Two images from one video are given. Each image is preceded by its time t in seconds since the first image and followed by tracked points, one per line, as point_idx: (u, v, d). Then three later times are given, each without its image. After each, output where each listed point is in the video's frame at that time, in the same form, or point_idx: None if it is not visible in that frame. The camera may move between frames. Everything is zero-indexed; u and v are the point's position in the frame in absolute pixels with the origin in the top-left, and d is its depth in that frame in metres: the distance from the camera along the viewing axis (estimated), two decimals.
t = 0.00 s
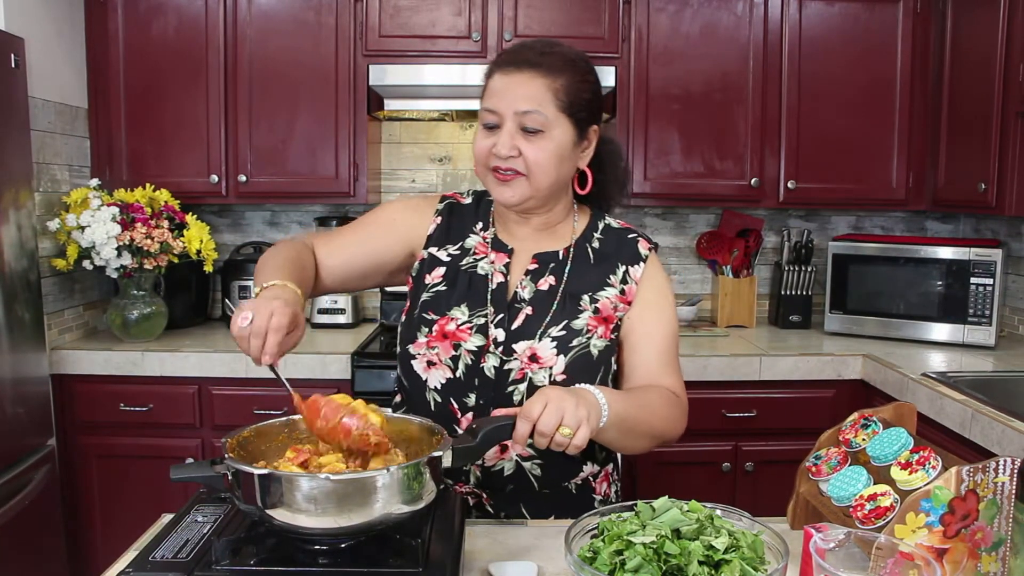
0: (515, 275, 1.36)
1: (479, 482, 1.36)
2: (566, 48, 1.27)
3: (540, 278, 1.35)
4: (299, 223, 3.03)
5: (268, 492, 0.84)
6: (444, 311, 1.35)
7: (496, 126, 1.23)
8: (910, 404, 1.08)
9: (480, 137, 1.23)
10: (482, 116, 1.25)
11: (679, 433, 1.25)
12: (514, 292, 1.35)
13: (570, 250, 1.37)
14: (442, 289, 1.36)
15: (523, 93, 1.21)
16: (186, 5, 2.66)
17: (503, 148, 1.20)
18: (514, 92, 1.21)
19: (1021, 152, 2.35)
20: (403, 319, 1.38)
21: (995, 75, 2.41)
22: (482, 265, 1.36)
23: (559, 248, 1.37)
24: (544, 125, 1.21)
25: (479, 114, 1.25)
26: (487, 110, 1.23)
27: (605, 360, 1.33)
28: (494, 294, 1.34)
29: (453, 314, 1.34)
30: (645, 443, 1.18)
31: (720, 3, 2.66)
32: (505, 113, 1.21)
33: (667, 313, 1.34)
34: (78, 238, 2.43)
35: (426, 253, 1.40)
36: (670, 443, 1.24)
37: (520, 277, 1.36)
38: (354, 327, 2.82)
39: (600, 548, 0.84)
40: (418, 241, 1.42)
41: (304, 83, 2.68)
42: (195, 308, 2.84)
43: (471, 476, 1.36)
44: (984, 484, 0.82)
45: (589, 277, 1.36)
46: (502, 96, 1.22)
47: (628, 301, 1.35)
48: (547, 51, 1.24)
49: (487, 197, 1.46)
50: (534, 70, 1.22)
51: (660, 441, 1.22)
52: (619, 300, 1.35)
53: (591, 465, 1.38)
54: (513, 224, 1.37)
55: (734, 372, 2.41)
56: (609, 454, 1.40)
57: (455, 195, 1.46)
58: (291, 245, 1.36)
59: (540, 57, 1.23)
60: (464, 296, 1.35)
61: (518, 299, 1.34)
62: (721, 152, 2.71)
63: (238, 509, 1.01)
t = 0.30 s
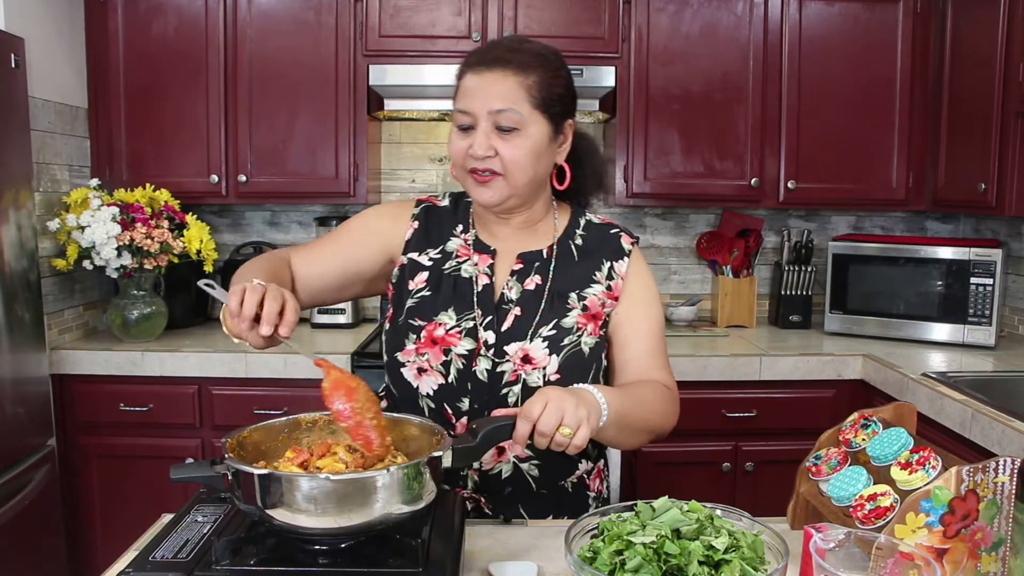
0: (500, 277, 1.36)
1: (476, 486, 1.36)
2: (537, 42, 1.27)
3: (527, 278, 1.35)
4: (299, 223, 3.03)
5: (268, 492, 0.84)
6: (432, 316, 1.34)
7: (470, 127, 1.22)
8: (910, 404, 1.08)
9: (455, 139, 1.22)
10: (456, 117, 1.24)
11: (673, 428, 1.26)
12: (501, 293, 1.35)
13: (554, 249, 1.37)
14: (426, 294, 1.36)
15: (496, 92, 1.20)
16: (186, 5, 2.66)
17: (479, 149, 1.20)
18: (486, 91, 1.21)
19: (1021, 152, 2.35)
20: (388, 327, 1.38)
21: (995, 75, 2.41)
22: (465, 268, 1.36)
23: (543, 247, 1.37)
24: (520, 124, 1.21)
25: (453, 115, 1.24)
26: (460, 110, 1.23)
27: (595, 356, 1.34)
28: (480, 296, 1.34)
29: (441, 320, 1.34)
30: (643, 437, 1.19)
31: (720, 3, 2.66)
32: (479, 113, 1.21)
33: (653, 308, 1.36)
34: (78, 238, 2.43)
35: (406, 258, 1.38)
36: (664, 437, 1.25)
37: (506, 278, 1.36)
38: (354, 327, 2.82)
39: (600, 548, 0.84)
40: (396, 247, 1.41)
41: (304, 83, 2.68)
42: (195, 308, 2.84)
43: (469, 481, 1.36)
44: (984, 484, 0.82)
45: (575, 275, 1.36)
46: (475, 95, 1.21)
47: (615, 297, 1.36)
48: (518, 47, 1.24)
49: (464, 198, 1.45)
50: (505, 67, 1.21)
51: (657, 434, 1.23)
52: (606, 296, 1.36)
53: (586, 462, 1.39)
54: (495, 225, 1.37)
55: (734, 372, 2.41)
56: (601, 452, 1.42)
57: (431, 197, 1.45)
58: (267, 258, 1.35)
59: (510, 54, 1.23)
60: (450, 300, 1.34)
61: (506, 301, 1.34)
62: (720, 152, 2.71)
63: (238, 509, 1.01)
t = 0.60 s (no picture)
0: (487, 281, 1.36)
1: (472, 492, 1.36)
2: (504, 38, 1.26)
3: (514, 281, 1.35)
4: (299, 223, 3.03)
5: (268, 492, 0.84)
6: (420, 324, 1.33)
7: (444, 131, 1.22)
8: (910, 404, 1.08)
9: (430, 143, 1.22)
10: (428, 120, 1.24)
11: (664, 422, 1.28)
12: (489, 297, 1.35)
13: (540, 249, 1.38)
14: (412, 302, 1.35)
15: (467, 94, 1.20)
16: (186, 5, 2.66)
17: (454, 153, 1.20)
18: (458, 94, 1.20)
19: (1020, 152, 2.35)
20: (374, 336, 1.37)
21: (995, 75, 2.41)
22: (451, 273, 1.35)
23: (528, 249, 1.37)
24: (493, 125, 1.21)
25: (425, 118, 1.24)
26: (433, 114, 1.22)
27: (587, 354, 1.35)
28: (468, 301, 1.34)
29: (430, 328, 1.33)
30: (640, 433, 1.20)
31: (720, 3, 2.66)
32: (451, 117, 1.20)
33: (639, 304, 1.38)
34: (78, 238, 2.43)
35: (390, 265, 1.37)
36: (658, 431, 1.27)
37: (493, 282, 1.36)
38: (353, 327, 2.82)
39: (600, 548, 0.84)
40: (381, 252, 1.38)
41: (304, 83, 2.68)
42: (195, 308, 2.84)
43: (464, 487, 1.35)
44: (984, 484, 0.82)
45: (562, 275, 1.37)
46: (446, 98, 1.21)
47: (603, 295, 1.37)
48: (486, 45, 1.23)
49: (442, 199, 1.43)
50: (476, 68, 1.21)
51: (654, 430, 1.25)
52: (594, 295, 1.37)
53: (579, 462, 1.39)
54: (477, 229, 1.36)
55: (734, 372, 2.41)
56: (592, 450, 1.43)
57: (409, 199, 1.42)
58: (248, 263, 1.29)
59: (478, 53, 1.22)
60: (437, 308, 1.34)
61: (495, 305, 1.34)
62: (720, 152, 2.71)
63: (238, 509, 1.01)
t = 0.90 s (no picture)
0: (481, 283, 1.36)
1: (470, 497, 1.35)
2: (494, 38, 1.25)
3: (509, 283, 1.35)
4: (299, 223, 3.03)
5: (268, 492, 0.84)
6: (416, 325, 1.33)
7: (436, 135, 1.21)
8: (910, 404, 1.08)
9: (422, 147, 1.22)
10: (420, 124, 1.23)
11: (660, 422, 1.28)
12: (483, 300, 1.35)
13: (534, 251, 1.37)
14: (408, 302, 1.35)
15: (459, 97, 1.19)
16: (186, 5, 2.66)
17: (447, 157, 1.19)
18: (449, 97, 1.19)
19: (1020, 152, 2.35)
20: (367, 335, 1.36)
21: (995, 75, 2.41)
22: (445, 274, 1.35)
23: (522, 251, 1.37)
24: (486, 128, 1.20)
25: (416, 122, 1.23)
26: (424, 118, 1.21)
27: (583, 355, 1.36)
28: (463, 304, 1.33)
29: (426, 329, 1.33)
30: (635, 431, 1.20)
31: (720, 3, 2.66)
32: (443, 120, 1.19)
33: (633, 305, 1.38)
34: (78, 238, 2.43)
35: (384, 262, 1.36)
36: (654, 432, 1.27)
37: (487, 284, 1.36)
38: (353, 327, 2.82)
39: (600, 548, 0.84)
40: (373, 246, 1.38)
41: (304, 83, 2.68)
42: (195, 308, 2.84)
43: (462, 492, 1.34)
44: (984, 484, 0.83)
45: (557, 278, 1.37)
46: (438, 101, 1.20)
47: (597, 298, 1.37)
48: (476, 47, 1.22)
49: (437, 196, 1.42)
50: (466, 71, 1.20)
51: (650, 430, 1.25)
52: (589, 298, 1.37)
53: (575, 463, 1.40)
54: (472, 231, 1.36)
55: (734, 372, 2.41)
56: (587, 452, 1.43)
57: (405, 196, 1.41)
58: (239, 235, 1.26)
59: (469, 55, 1.21)
60: (433, 309, 1.34)
61: (489, 308, 1.34)
62: (720, 152, 2.71)
63: (238, 509, 1.01)
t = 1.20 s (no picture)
0: (486, 280, 1.36)
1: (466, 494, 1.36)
2: (507, 42, 1.25)
3: (514, 282, 1.35)
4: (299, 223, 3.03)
5: (268, 492, 0.84)
6: (420, 319, 1.34)
7: (448, 138, 1.21)
8: (910, 404, 1.08)
9: (434, 149, 1.22)
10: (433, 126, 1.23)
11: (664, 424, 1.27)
12: (488, 298, 1.34)
13: (541, 252, 1.37)
14: (413, 295, 1.35)
15: (472, 100, 1.19)
16: (185, 5, 2.67)
17: (459, 161, 1.19)
18: (462, 100, 1.19)
19: (1021, 151, 2.35)
20: (375, 325, 1.37)
21: (995, 75, 2.41)
22: (451, 270, 1.36)
23: (529, 251, 1.37)
24: (498, 131, 1.20)
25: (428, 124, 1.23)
26: (436, 121, 1.21)
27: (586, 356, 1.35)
28: (467, 301, 1.33)
29: (430, 323, 1.33)
30: (638, 434, 1.20)
31: (719, 3, 2.66)
32: (456, 124, 1.20)
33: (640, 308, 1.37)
34: (78, 238, 2.43)
35: (393, 253, 1.37)
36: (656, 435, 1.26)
37: (492, 282, 1.36)
38: (354, 327, 2.82)
39: (600, 548, 0.84)
40: (382, 236, 1.39)
41: (304, 83, 2.68)
42: (195, 308, 2.84)
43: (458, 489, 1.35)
44: (984, 484, 0.83)
45: (562, 279, 1.36)
46: (450, 105, 1.20)
47: (602, 300, 1.37)
48: (488, 51, 1.22)
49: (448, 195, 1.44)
50: (479, 75, 1.20)
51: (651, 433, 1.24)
52: (593, 299, 1.37)
53: (574, 465, 1.39)
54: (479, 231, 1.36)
55: (734, 372, 2.41)
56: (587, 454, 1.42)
57: (417, 193, 1.43)
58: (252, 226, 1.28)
59: (481, 59, 1.21)
60: (438, 304, 1.34)
61: (493, 306, 1.34)
62: (721, 152, 2.71)
63: (238, 509, 1.01)
